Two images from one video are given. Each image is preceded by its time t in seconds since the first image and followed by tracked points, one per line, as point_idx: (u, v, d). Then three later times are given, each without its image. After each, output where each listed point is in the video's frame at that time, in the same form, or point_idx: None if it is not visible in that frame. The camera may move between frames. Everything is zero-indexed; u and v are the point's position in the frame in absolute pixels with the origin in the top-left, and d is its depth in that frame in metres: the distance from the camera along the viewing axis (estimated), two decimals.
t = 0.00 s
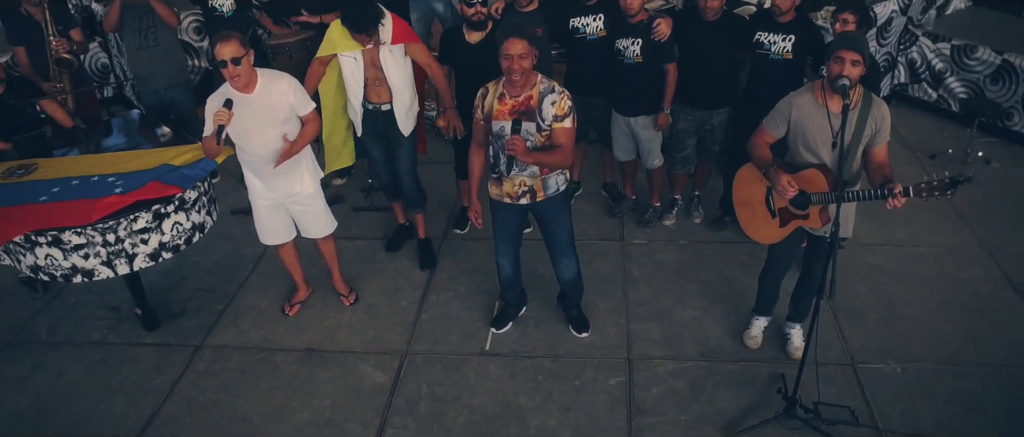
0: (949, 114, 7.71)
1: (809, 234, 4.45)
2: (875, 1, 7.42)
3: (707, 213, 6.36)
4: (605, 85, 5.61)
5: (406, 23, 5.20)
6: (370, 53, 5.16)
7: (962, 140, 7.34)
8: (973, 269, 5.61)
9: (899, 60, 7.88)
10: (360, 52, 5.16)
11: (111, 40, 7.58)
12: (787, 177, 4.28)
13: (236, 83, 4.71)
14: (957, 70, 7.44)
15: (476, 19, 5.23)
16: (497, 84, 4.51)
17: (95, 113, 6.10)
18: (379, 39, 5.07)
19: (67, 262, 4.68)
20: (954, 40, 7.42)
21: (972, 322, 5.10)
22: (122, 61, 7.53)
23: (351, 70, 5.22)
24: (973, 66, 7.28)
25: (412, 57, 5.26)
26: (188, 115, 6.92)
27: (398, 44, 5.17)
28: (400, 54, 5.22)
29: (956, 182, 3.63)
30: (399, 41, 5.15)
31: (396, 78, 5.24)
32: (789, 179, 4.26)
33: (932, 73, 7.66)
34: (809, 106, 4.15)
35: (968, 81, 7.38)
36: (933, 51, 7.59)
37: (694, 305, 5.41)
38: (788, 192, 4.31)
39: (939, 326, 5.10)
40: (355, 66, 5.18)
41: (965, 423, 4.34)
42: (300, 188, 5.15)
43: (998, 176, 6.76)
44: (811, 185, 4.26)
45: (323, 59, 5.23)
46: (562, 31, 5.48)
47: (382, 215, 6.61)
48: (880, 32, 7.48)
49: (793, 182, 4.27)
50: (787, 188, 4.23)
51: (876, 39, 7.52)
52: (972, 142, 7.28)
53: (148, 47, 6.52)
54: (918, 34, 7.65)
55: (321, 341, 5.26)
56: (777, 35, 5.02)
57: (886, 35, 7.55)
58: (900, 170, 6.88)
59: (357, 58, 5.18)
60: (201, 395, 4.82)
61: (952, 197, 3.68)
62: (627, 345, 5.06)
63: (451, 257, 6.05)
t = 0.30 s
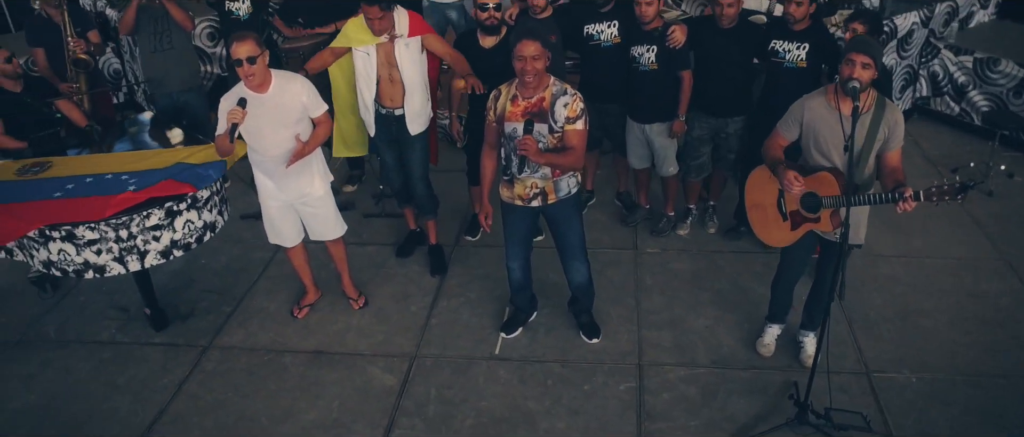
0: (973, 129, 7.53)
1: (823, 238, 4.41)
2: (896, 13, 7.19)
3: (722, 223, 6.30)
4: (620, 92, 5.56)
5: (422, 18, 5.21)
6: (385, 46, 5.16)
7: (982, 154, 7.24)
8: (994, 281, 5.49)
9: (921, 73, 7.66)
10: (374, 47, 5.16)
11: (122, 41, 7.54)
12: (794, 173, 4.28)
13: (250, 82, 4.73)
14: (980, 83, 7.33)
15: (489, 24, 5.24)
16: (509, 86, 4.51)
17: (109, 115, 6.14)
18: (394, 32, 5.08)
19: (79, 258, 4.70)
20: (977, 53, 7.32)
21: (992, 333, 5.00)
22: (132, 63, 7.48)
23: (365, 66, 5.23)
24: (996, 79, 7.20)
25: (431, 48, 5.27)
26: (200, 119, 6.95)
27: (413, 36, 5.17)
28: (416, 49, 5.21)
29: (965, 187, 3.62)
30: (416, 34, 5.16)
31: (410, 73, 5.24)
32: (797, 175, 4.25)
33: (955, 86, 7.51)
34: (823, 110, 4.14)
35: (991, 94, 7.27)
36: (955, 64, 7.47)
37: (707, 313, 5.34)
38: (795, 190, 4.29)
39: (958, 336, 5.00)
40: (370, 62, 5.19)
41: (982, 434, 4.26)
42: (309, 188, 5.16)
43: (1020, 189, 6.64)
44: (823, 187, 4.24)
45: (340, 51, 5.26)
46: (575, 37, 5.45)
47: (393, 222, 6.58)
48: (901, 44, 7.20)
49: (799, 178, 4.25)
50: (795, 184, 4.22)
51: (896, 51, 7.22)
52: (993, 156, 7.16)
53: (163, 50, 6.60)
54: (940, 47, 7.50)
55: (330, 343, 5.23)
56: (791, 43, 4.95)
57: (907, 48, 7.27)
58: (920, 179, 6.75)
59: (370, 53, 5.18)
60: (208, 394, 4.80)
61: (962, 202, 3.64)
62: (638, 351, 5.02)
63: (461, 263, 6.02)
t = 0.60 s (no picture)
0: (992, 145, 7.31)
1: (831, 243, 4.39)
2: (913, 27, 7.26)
3: (735, 236, 6.22)
4: (631, 102, 5.57)
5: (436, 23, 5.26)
6: (399, 49, 5.20)
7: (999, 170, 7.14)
8: (1012, 293, 5.38)
9: (938, 88, 7.53)
10: (387, 49, 5.19)
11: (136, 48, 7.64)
12: (795, 170, 4.35)
13: (262, 86, 4.78)
14: (999, 98, 7.13)
15: (500, 32, 5.32)
16: (521, 91, 4.54)
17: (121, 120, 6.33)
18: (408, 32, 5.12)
19: (92, 258, 4.74)
20: (995, 68, 7.12)
21: (1007, 345, 4.91)
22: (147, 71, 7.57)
23: (376, 67, 5.27)
24: (1015, 94, 7.00)
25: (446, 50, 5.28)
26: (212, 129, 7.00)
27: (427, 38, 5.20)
28: (431, 49, 5.23)
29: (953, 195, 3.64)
30: (430, 34, 5.19)
31: (421, 74, 5.27)
32: (797, 174, 4.33)
33: (972, 101, 7.33)
34: (833, 115, 4.18)
35: (1010, 109, 7.06)
36: (973, 79, 7.30)
37: (719, 323, 5.28)
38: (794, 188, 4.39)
39: (973, 348, 4.92)
40: (381, 63, 5.22)
41: None
42: (318, 194, 5.17)
43: None
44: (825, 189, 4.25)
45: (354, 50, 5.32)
46: (588, 47, 5.46)
47: (402, 232, 6.57)
48: (918, 58, 7.24)
49: (799, 177, 4.33)
50: (793, 183, 4.31)
51: (913, 66, 7.26)
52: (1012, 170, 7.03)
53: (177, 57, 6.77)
54: (958, 62, 7.38)
55: (338, 349, 5.23)
56: (802, 53, 4.99)
57: (924, 62, 7.30)
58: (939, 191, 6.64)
59: (382, 55, 5.21)
60: (216, 397, 4.79)
61: (949, 210, 3.68)
62: (648, 359, 4.99)
63: (471, 273, 6.00)
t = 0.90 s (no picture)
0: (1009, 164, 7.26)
1: (837, 247, 4.39)
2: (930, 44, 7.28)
3: (748, 251, 6.14)
4: (643, 116, 5.63)
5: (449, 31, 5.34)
6: (411, 55, 5.28)
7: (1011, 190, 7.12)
8: None
9: (954, 106, 7.49)
10: (399, 55, 5.28)
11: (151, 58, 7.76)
12: (795, 167, 4.39)
13: (275, 95, 4.82)
14: (1015, 116, 7.06)
15: (510, 45, 5.32)
16: (535, 100, 4.58)
17: (135, 131, 6.46)
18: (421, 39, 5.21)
19: (106, 263, 4.79)
20: (1012, 86, 7.07)
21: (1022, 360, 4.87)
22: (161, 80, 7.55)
23: (388, 73, 5.34)
24: None
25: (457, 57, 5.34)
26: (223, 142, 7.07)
27: (439, 44, 5.28)
28: (443, 57, 5.30)
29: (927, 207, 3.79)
30: (442, 40, 5.27)
31: (432, 81, 5.33)
32: (794, 169, 4.37)
33: (989, 119, 7.27)
34: (846, 120, 4.22)
35: None
36: (989, 96, 7.24)
37: (731, 335, 5.23)
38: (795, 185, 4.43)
39: (987, 362, 4.89)
40: (393, 69, 5.30)
41: None
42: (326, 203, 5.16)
43: None
44: (826, 189, 4.28)
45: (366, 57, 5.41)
46: (601, 60, 5.54)
47: (412, 245, 6.57)
48: (933, 75, 7.25)
49: (795, 174, 4.38)
50: (788, 176, 4.36)
51: (928, 83, 7.27)
52: None
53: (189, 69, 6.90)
54: (974, 79, 7.32)
55: (348, 359, 5.22)
56: (812, 66, 5.00)
57: (940, 80, 7.31)
58: (951, 210, 6.62)
59: (394, 62, 5.29)
60: (225, 404, 4.78)
61: (924, 221, 3.83)
62: (659, 370, 4.96)
63: (481, 286, 5.98)
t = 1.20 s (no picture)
0: None
1: (848, 258, 4.42)
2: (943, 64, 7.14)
3: (761, 270, 6.08)
4: (657, 133, 5.71)
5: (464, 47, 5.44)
6: (426, 69, 5.37)
7: None
8: None
9: (972, 128, 7.43)
10: (412, 68, 5.37)
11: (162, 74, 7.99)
12: (806, 174, 4.52)
13: (297, 108, 4.81)
14: None
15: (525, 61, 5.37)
16: (552, 112, 4.65)
17: (149, 148, 6.67)
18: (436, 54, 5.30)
19: (121, 272, 4.82)
20: None
21: None
22: (173, 99, 7.90)
23: (402, 88, 5.43)
24: None
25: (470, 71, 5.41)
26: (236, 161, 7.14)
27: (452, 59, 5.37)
28: (457, 71, 5.40)
29: (922, 224, 3.85)
30: (456, 55, 5.36)
31: (445, 97, 5.42)
32: (804, 177, 4.50)
33: (1006, 140, 7.22)
34: (862, 131, 4.28)
35: None
36: (1006, 117, 7.23)
37: (744, 351, 5.20)
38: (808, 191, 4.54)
39: (1004, 377, 4.84)
40: (406, 83, 5.39)
41: None
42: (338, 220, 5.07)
43: None
44: (834, 198, 4.39)
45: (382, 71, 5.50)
46: (615, 79, 5.65)
47: (423, 263, 6.57)
48: (949, 96, 7.09)
49: (806, 181, 4.50)
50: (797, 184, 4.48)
51: (945, 104, 7.11)
52: None
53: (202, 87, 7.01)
54: (990, 100, 7.33)
55: (359, 372, 5.20)
56: (823, 83, 5.11)
57: (956, 100, 7.17)
58: (965, 228, 6.58)
59: (407, 76, 5.39)
60: (236, 415, 4.76)
61: (920, 238, 3.86)
62: (672, 383, 4.95)
63: (493, 302, 5.97)
